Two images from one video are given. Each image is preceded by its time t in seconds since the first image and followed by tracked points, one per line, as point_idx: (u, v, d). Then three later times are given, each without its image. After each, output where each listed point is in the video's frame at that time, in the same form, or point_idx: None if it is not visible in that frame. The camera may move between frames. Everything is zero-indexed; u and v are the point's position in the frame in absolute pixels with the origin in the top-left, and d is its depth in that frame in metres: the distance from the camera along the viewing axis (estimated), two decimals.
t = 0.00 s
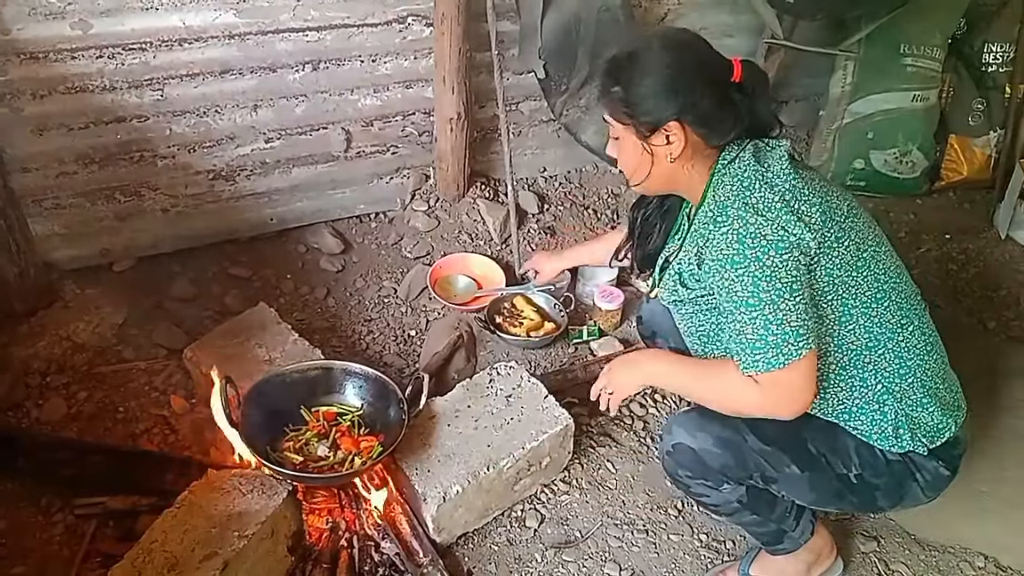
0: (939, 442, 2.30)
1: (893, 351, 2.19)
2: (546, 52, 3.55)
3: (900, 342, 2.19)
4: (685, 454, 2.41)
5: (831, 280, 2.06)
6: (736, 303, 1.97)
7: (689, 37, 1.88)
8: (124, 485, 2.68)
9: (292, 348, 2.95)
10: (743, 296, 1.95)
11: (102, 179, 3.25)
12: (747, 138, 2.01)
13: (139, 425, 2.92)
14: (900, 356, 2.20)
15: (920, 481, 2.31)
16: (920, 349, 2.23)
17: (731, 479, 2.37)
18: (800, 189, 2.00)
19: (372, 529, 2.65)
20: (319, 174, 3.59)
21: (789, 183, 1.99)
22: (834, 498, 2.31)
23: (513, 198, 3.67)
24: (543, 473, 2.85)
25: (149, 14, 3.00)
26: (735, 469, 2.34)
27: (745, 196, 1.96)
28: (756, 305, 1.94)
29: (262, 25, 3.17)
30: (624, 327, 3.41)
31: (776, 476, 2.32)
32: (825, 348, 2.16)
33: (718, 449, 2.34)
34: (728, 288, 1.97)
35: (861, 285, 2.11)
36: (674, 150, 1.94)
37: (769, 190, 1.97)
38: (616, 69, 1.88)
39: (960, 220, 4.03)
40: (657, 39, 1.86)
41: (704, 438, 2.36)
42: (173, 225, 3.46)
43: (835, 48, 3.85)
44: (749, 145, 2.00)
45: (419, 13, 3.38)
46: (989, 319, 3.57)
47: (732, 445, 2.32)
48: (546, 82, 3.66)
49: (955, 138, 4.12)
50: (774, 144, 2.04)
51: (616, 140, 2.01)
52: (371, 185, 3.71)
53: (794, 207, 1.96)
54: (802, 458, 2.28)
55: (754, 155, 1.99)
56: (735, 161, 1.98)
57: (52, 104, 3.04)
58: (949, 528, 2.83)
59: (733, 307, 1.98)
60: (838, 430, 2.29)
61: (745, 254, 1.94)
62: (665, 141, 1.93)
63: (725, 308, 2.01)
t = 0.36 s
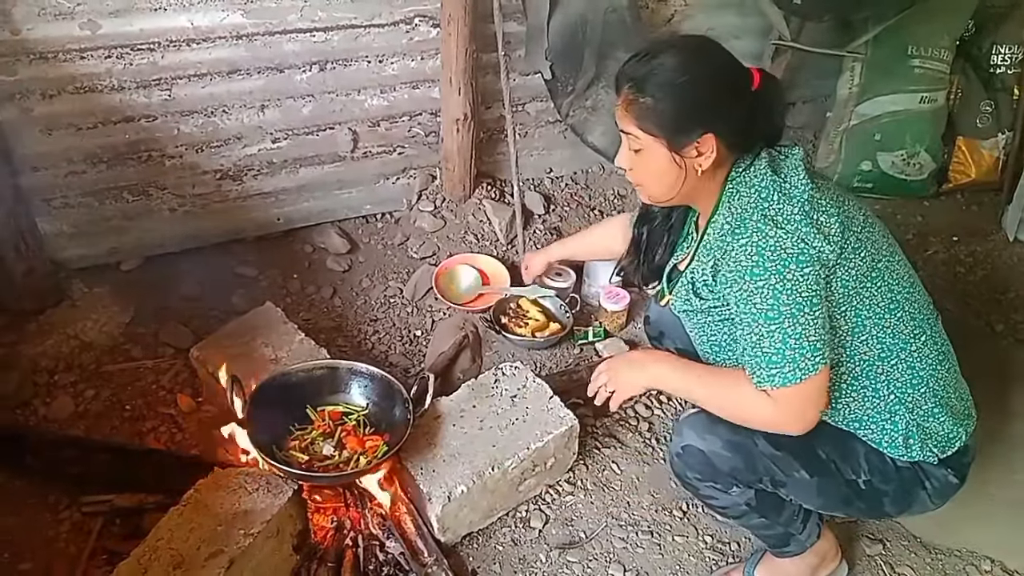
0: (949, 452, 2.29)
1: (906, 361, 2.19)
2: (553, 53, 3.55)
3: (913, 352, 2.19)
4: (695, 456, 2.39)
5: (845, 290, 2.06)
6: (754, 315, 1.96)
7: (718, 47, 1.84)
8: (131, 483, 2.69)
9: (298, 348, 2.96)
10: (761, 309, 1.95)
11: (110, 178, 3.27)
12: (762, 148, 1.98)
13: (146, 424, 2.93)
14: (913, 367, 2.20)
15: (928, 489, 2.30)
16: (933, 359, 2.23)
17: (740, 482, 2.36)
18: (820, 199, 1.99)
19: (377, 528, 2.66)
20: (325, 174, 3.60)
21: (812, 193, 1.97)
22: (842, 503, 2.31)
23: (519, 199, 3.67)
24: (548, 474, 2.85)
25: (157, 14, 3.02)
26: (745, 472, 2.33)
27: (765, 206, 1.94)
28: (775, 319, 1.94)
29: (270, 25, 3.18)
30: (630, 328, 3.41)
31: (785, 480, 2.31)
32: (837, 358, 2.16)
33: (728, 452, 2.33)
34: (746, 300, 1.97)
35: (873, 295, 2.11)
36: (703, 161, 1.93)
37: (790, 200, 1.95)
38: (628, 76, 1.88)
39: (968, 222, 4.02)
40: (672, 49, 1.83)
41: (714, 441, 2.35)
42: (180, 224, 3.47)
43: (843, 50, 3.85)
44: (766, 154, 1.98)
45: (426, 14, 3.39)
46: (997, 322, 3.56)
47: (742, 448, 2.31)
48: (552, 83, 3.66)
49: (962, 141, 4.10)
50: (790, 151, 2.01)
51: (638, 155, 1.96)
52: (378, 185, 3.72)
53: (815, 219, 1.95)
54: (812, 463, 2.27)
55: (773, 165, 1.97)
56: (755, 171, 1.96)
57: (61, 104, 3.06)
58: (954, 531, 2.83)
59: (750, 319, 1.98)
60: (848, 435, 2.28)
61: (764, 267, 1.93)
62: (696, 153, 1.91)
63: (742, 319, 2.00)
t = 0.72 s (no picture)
0: (949, 467, 2.29)
1: (906, 374, 2.17)
2: (559, 54, 3.56)
3: (914, 366, 2.17)
4: (681, 452, 2.44)
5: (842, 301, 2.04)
6: (733, 319, 1.98)
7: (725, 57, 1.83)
8: (136, 482, 2.70)
9: (303, 347, 2.98)
10: (739, 312, 1.97)
11: (117, 178, 3.29)
12: (770, 152, 1.97)
13: (152, 422, 2.95)
14: (912, 380, 2.18)
15: (923, 502, 2.30)
16: (934, 372, 2.20)
17: (725, 480, 2.40)
18: (822, 207, 1.98)
19: (382, 527, 2.67)
20: (331, 174, 3.61)
21: (812, 202, 1.96)
22: (829, 507, 2.33)
23: (524, 200, 3.69)
24: (552, 475, 2.86)
25: (165, 15, 3.03)
26: (729, 471, 2.37)
27: (762, 213, 1.94)
28: (751, 324, 1.96)
29: (277, 26, 3.19)
30: (635, 329, 3.41)
31: (770, 481, 2.33)
32: (832, 367, 2.15)
33: (713, 451, 2.37)
34: (728, 304, 1.99)
35: (874, 307, 2.09)
36: (710, 171, 1.92)
37: (789, 208, 1.94)
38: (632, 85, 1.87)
39: (975, 224, 4.01)
40: (679, 58, 1.82)
41: (699, 439, 2.39)
42: (187, 224, 3.49)
43: (849, 51, 3.87)
44: (770, 159, 1.97)
45: (432, 15, 3.40)
46: (1003, 324, 3.56)
47: (727, 448, 2.35)
48: (558, 85, 3.67)
49: (970, 141, 4.09)
50: (796, 157, 1.99)
51: (642, 165, 1.96)
52: (383, 185, 3.73)
53: (811, 227, 1.94)
54: (799, 467, 2.29)
55: (775, 171, 1.96)
56: (758, 177, 1.96)
57: (69, 104, 3.08)
58: (959, 534, 2.82)
59: (730, 322, 1.99)
60: (839, 441, 2.30)
61: (751, 273, 1.94)
62: (703, 163, 1.90)
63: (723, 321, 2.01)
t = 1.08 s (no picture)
0: (948, 466, 2.29)
1: (902, 380, 2.19)
2: (556, 55, 3.57)
3: (908, 369, 2.18)
4: (681, 451, 2.42)
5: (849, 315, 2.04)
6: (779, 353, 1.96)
7: (716, 77, 1.82)
8: (135, 484, 2.71)
9: (302, 349, 2.98)
10: (784, 346, 1.94)
11: (115, 181, 3.29)
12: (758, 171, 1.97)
13: (150, 425, 2.95)
14: (907, 384, 2.19)
15: (923, 499, 2.30)
16: (931, 376, 2.21)
17: (724, 480, 2.39)
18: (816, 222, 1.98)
19: (380, 529, 2.67)
20: (329, 176, 3.62)
21: (810, 221, 1.96)
22: (829, 507, 2.31)
23: (522, 201, 3.69)
24: (550, 476, 2.86)
25: (162, 18, 3.04)
26: (729, 470, 2.36)
27: (765, 239, 1.94)
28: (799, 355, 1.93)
29: (274, 28, 3.19)
30: (633, 330, 3.42)
31: (770, 481, 2.32)
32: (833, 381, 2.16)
33: (713, 450, 2.35)
34: (769, 339, 1.96)
35: (874, 318, 2.10)
36: (698, 191, 1.93)
37: (791, 231, 1.94)
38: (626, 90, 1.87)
39: (973, 224, 4.01)
40: (671, 76, 1.81)
41: (699, 438, 2.37)
42: (185, 226, 3.49)
43: (847, 51, 3.87)
44: (759, 178, 1.97)
45: (429, 17, 3.41)
46: (1001, 323, 3.56)
47: (727, 448, 2.34)
48: (555, 86, 3.67)
49: (966, 142, 4.09)
50: (782, 173, 2.00)
51: (631, 182, 1.97)
52: (381, 187, 3.73)
53: (815, 247, 1.94)
54: (799, 467, 2.27)
55: (766, 191, 1.97)
56: (750, 199, 1.96)
57: (67, 107, 3.08)
58: (958, 533, 2.82)
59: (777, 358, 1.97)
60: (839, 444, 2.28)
61: (779, 304, 1.92)
62: (691, 182, 1.91)
63: (772, 356, 1.99)
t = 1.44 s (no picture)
0: (958, 468, 2.32)
1: (921, 390, 2.21)
2: (554, 55, 3.57)
3: (926, 379, 2.20)
4: (701, 452, 2.41)
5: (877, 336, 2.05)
6: (818, 392, 1.97)
7: (741, 103, 1.75)
8: (134, 484, 2.71)
9: (301, 348, 2.98)
10: (825, 387, 1.96)
11: (114, 181, 3.29)
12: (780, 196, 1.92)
13: (150, 425, 2.95)
14: (927, 394, 2.22)
15: (931, 499, 2.33)
16: (946, 383, 2.23)
17: (744, 483, 2.39)
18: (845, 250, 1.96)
19: (379, 529, 2.67)
20: (328, 176, 3.61)
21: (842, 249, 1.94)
22: (843, 509, 2.31)
23: (521, 201, 3.69)
24: (550, 475, 2.86)
25: (160, 18, 3.03)
26: (750, 474, 2.36)
27: (802, 274, 1.91)
28: (840, 394, 1.95)
29: (273, 28, 3.19)
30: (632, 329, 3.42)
31: (790, 484, 2.32)
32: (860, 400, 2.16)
33: (735, 452, 2.34)
34: (807, 377, 1.97)
35: (897, 333, 2.10)
36: (717, 223, 1.84)
37: (826, 263, 1.92)
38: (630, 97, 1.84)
39: (973, 223, 4.01)
40: (700, 102, 1.73)
41: (721, 441, 2.35)
42: (184, 226, 3.49)
43: (846, 50, 3.88)
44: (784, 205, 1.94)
45: (428, 16, 3.40)
46: (1000, 323, 3.56)
47: (749, 450, 2.33)
48: (554, 85, 3.67)
49: (965, 141, 4.09)
50: (803, 195, 1.98)
51: (646, 208, 1.87)
52: (380, 187, 3.73)
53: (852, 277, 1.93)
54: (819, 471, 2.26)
55: (792, 217, 1.94)
56: (777, 228, 1.93)
57: (65, 107, 3.08)
58: (958, 531, 2.82)
59: (814, 396, 1.98)
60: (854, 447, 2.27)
61: (818, 344, 1.92)
62: (710, 215, 1.82)
63: (801, 398, 2.02)
